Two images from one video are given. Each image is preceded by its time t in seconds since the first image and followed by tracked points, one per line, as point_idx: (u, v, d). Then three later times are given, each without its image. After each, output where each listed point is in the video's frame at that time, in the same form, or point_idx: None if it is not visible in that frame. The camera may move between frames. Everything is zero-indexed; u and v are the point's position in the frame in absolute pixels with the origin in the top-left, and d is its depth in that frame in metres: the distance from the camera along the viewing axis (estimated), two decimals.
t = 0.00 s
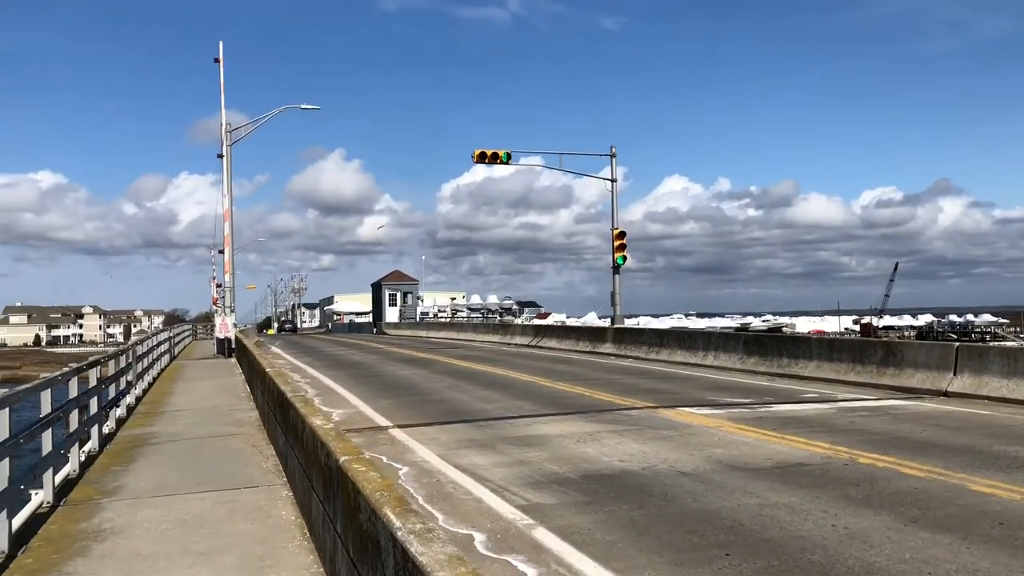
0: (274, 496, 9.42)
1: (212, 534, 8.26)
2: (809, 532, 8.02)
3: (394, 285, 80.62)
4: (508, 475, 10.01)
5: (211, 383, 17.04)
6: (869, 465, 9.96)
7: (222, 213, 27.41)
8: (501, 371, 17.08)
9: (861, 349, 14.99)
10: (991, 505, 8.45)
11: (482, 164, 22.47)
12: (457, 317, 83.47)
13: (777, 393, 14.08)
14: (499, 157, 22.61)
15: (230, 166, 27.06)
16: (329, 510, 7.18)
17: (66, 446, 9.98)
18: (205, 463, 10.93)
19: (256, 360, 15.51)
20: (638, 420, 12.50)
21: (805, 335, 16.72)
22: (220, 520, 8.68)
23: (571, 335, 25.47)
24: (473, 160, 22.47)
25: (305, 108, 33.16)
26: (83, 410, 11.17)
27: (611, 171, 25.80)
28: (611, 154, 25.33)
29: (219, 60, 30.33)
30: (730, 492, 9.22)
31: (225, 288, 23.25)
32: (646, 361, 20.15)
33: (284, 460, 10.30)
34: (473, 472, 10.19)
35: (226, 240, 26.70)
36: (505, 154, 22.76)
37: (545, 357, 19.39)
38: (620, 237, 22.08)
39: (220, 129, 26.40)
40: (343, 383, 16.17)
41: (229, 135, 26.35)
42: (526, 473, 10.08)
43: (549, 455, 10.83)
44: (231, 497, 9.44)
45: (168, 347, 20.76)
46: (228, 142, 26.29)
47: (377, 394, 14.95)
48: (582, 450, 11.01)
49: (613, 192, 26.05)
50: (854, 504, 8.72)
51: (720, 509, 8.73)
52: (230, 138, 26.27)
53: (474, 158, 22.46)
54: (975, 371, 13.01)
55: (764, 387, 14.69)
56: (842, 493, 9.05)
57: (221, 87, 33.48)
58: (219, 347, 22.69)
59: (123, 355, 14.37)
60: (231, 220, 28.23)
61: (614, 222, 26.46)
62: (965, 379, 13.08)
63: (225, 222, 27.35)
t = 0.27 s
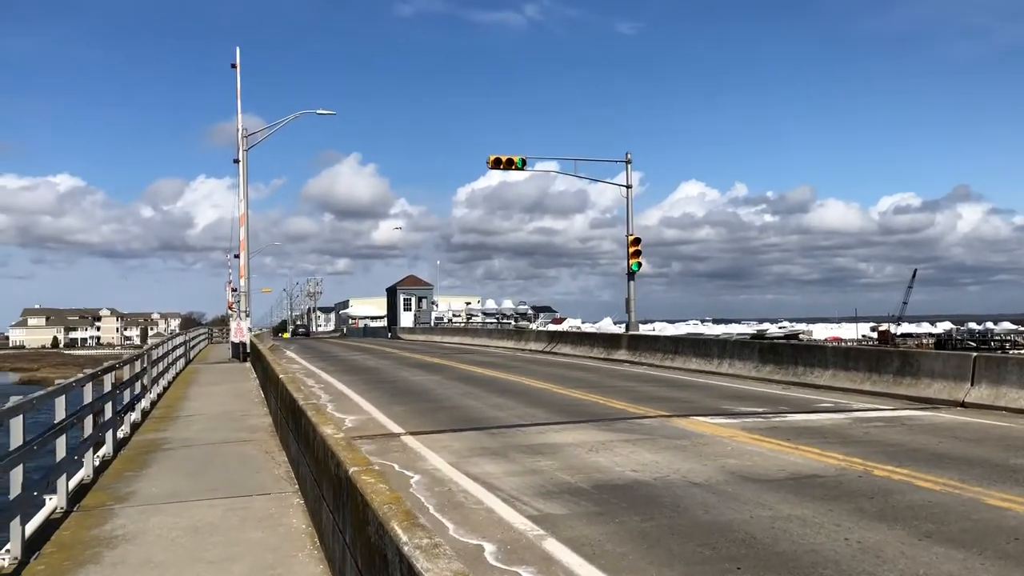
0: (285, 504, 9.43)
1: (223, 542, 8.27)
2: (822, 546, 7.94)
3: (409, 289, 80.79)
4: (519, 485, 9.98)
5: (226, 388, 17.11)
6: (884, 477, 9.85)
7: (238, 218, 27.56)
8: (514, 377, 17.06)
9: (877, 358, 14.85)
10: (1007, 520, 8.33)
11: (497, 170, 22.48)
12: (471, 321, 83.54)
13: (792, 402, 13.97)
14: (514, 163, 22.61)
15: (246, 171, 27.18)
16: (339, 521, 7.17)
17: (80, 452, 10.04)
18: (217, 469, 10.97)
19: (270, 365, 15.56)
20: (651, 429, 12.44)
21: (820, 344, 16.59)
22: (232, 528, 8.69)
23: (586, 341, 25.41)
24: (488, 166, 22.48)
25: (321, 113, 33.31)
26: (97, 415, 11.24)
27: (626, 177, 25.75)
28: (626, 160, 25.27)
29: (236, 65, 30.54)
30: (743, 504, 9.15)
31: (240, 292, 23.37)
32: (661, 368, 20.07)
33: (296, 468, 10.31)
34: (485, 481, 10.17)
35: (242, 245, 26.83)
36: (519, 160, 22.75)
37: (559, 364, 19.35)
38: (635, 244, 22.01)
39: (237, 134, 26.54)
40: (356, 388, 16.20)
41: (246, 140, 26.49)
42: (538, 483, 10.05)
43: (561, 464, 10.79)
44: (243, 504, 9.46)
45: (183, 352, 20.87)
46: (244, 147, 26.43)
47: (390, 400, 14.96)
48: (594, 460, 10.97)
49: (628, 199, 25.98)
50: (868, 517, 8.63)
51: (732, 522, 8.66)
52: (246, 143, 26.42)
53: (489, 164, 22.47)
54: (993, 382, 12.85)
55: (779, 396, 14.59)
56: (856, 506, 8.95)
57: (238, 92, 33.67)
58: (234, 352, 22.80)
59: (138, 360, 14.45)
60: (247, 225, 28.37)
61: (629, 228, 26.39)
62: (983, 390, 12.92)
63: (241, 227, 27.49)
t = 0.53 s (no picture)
0: (293, 511, 9.46)
1: (230, 549, 8.30)
2: (829, 555, 7.90)
3: (418, 294, 80.90)
4: (526, 492, 9.97)
5: (235, 392, 17.18)
6: (894, 486, 9.80)
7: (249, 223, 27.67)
8: (523, 383, 17.05)
9: (886, 365, 14.79)
10: (1017, 531, 8.27)
11: (506, 176, 22.48)
12: (481, 326, 83.60)
13: (801, 409, 13.92)
14: (523, 168, 22.60)
15: (257, 176, 27.28)
16: (345, 529, 7.18)
17: (89, 458, 10.09)
18: (225, 475, 11.01)
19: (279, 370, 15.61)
20: (659, 435, 12.42)
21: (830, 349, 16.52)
22: (239, 535, 8.73)
23: (595, 346, 25.39)
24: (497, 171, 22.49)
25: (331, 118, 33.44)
26: (107, 421, 11.30)
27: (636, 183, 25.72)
28: (635, 165, 25.24)
29: (246, 71, 30.67)
30: (751, 513, 9.12)
31: (250, 297, 23.46)
32: (670, 374, 20.04)
33: (304, 474, 10.34)
34: (492, 488, 10.17)
35: (252, 250, 26.93)
36: (528, 166, 22.75)
37: (568, 369, 19.34)
38: (644, 249, 21.97)
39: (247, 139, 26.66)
40: (365, 393, 16.23)
41: (256, 146, 26.59)
42: (545, 490, 10.04)
43: (569, 471, 10.78)
44: (250, 510, 9.49)
45: (193, 356, 20.95)
46: (255, 153, 26.55)
47: (399, 405, 14.98)
48: (601, 467, 10.95)
49: (637, 204, 25.96)
50: (877, 527, 8.58)
51: (740, 530, 8.63)
52: (257, 149, 26.54)
53: (498, 169, 22.48)
54: (1004, 389, 12.75)
55: (788, 402, 14.53)
56: (865, 515, 8.91)
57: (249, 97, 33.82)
58: (245, 356, 22.88)
59: (148, 365, 14.53)
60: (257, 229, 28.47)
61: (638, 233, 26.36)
62: (994, 397, 12.83)
63: (251, 232, 27.59)
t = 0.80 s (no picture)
0: (300, 514, 9.49)
1: (238, 553, 8.33)
2: (837, 561, 7.87)
3: (427, 296, 80.97)
4: (533, 496, 9.97)
5: (244, 394, 17.23)
6: (902, 491, 9.76)
7: (258, 225, 27.76)
8: (530, 386, 17.05)
9: (895, 369, 14.72)
10: None
11: (515, 178, 22.49)
12: (489, 328, 83.63)
13: (809, 412, 13.87)
14: (531, 171, 22.60)
15: (266, 179, 27.38)
16: (351, 533, 7.20)
17: (97, 461, 10.14)
18: (234, 478, 11.05)
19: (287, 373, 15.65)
20: (667, 439, 12.40)
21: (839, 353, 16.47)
22: (247, 538, 8.76)
23: (603, 349, 25.37)
24: (506, 174, 22.50)
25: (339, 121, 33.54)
26: (116, 424, 11.36)
27: (644, 186, 25.70)
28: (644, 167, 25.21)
29: (255, 73, 30.74)
30: (758, 518, 9.10)
31: (259, 299, 23.53)
32: (678, 377, 20.01)
33: (312, 478, 10.37)
34: (499, 492, 10.18)
35: (261, 252, 27.02)
36: (536, 168, 22.75)
37: (576, 372, 19.33)
38: (652, 252, 21.94)
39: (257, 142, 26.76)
40: (373, 396, 16.26)
41: (265, 149, 26.67)
42: (552, 494, 10.04)
43: (576, 475, 10.78)
44: (258, 514, 9.52)
45: (202, 358, 21.02)
46: (264, 155, 26.64)
47: (407, 408, 15.00)
48: (609, 471, 10.94)
49: (645, 206, 25.92)
50: (885, 532, 8.55)
51: (747, 535, 8.61)
52: (266, 151, 26.64)
53: (506, 172, 22.49)
54: (1013, 393, 12.67)
55: (796, 406, 14.49)
56: (872, 521, 8.87)
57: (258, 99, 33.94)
58: (253, 358, 22.96)
59: (157, 368, 14.59)
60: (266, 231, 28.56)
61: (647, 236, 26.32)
62: (1004, 402, 12.75)
63: (261, 234, 27.68)
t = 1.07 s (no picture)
0: (308, 521, 9.50)
1: (246, 559, 8.34)
2: (847, 569, 7.81)
3: (437, 299, 81.05)
4: (542, 502, 9.95)
5: (254, 399, 17.27)
6: (913, 497, 9.69)
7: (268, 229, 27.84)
8: (540, 390, 17.02)
9: (907, 373, 14.63)
10: None
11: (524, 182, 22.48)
12: (500, 331, 83.64)
13: (820, 417, 13.79)
14: (540, 174, 22.58)
15: (276, 183, 27.46)
16: (359, 542, 7.20)
17: (107, 467, 10.17)
18: (243, 484, 11.07)
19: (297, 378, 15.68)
20: (676, 445, 12.35)
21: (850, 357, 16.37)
22: (255, 545, 8.77)
23: (613, 353, 25.33)
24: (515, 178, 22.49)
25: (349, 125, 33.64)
26: (126, 430, 11.40)
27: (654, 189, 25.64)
28: (653, 171, 25.17)
29: (266, 78, 30.83)
30: (768, 525, 9.04)
31: (269, 303, 23.59)
32: (688, 381, 19.94)
33: (320, 484, 10.38)
34: (508, 498, 10.16)
35: (271, 256, 27.07)
36: (546, 172, 22.73)
37: (585, 376, 19.28)
38: (662, 255, 21.89)
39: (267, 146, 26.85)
40: (382, 400, 16.27)
41: (275, 153, 26.74)
42: (561, 500, 10.02)
43: (585, 481, 10.75)
44: (266, 520, 9.53)
45: (213, 362, 21.09)
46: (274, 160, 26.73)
47: (416, 413, 15.00)
48: (618, 477, 10.91)
49: (655, 210, 25.87)
50: (896, 539, 8.48)
51: (756, 543, 8.55)
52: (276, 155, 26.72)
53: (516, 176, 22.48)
54: None
55: (807, 410, 14.41)
56: (883, 528, 8.81)
57: (267, 104, 34.05)
58: (264, 362, 23.02)
59: (168, 373, 14.63)
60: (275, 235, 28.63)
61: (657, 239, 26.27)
62: (1017, 406, 12.64)
63: (271, 238, 27.75)
